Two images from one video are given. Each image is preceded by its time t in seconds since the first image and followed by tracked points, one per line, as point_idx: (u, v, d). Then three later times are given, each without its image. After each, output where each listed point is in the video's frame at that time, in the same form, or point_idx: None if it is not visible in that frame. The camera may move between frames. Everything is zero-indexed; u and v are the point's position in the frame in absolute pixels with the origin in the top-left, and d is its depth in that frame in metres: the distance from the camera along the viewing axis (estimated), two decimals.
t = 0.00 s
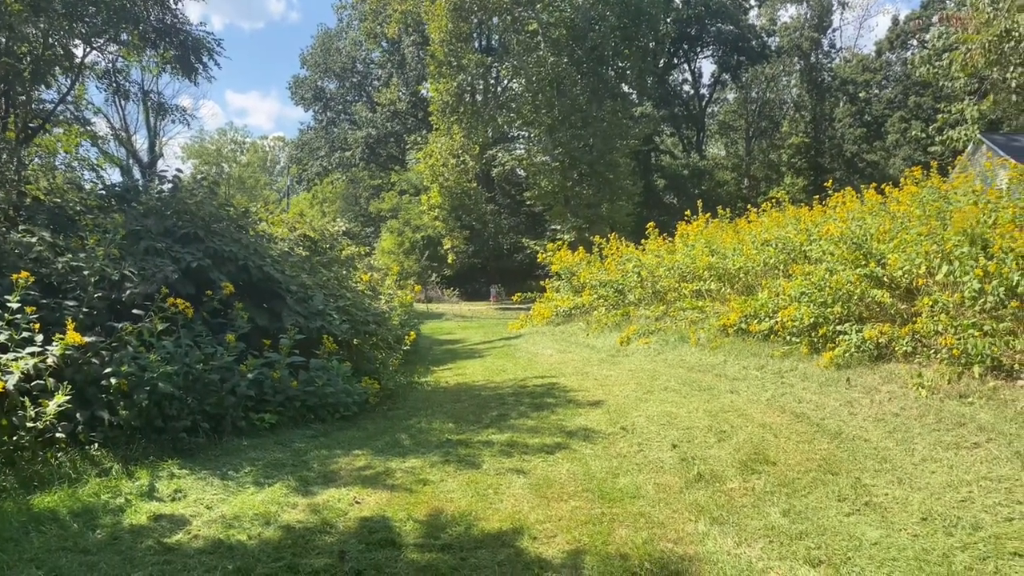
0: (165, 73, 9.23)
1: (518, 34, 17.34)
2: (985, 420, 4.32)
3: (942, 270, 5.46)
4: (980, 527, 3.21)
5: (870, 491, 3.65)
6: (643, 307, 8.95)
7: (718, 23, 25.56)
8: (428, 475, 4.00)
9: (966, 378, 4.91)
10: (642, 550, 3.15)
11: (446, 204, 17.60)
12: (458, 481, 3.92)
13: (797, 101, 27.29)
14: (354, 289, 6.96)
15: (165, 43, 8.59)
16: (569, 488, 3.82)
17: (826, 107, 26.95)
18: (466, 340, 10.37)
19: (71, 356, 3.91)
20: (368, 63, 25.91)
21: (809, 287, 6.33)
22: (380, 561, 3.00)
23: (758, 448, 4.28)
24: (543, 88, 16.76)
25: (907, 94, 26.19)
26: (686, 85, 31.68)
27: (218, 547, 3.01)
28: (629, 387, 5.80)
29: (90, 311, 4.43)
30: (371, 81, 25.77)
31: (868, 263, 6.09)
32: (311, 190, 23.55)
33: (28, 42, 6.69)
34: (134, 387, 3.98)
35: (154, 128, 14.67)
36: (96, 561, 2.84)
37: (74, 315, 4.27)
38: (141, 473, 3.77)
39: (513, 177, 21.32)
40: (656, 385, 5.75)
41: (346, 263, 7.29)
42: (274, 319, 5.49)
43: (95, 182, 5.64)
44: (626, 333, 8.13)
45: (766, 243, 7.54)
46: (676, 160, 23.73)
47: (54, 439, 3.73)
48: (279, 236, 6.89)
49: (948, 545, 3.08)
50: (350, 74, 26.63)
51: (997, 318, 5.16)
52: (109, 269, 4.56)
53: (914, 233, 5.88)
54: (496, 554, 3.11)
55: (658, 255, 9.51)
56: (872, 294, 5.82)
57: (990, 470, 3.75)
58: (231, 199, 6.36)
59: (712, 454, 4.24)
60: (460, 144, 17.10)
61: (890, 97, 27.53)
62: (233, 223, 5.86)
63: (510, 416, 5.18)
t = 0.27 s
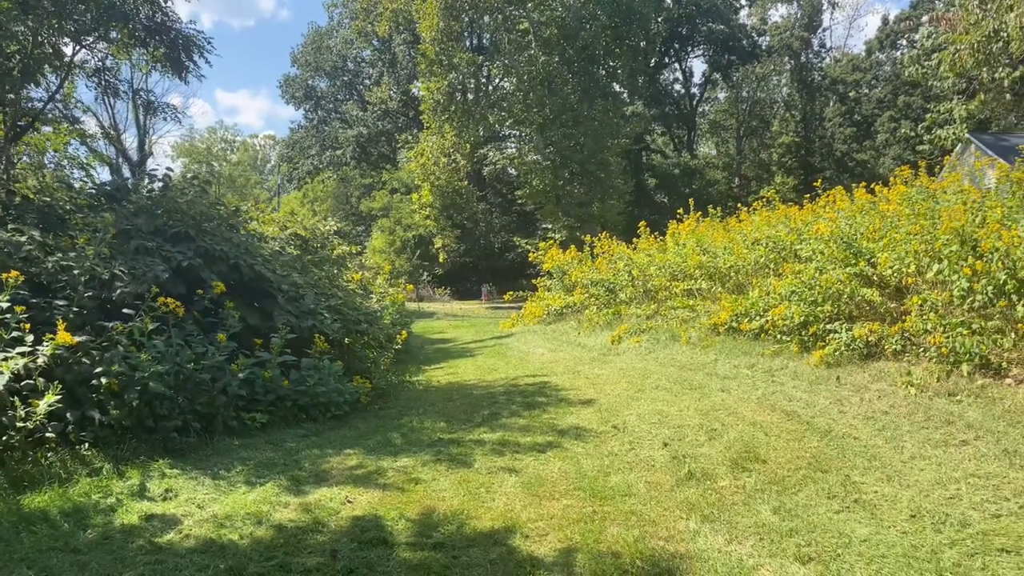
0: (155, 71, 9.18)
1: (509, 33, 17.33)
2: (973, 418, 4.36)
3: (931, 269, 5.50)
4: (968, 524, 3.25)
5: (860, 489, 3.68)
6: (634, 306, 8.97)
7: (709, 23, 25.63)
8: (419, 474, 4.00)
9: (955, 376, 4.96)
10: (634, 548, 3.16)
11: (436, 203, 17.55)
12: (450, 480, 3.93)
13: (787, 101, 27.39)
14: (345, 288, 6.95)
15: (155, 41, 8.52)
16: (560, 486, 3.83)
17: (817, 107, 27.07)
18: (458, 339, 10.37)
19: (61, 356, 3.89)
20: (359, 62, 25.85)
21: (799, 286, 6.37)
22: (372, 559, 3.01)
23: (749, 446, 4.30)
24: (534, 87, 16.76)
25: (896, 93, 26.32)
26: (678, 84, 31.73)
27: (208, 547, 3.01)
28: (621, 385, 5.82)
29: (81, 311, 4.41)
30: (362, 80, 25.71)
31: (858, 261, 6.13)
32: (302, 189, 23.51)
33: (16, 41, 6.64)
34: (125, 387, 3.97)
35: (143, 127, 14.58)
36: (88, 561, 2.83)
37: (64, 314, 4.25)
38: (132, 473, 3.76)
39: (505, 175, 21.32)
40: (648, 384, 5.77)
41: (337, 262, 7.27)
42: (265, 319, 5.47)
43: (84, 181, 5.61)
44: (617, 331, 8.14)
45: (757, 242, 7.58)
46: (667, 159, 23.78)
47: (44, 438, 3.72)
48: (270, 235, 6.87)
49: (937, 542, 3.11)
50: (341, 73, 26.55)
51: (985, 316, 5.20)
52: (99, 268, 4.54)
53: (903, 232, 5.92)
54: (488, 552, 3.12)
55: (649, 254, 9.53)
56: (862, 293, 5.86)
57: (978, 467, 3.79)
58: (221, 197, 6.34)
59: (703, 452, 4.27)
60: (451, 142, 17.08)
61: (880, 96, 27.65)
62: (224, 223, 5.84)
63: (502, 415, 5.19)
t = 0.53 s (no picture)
0: (143, 70, 9.13)
1: (498, 32, 17.33)
2: (958, 417, 4.40)
3: (917, 269, 5.55)
4: (953, 521, 3.29)
5: (847, 487, 3.71)
6: (623, 306, 9.00)
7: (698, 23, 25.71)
8: (409, 474, 4.00)
9: (941, 375, 5.00)
10: (622, 547, 3.18)
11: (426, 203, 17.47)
12: (439, 479, 3.93)
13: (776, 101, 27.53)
14: (334, 287, 6.94)
15: (143, 40, 8.44)
16: (550, 486, 3.84)
17: (805, 107, 27.22)
18: (448, 338, 10.37)
19: (48, 356, 3.88)
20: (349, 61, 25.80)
21: (786, 286, 6.40)
22: (361, 559, 3.01)
23: (737, 445, 4.32)
24: (524, 87, 16.76)
25: (884, 94, 26.49)
26: (667, 84, 31.80)
27: (196, 548, 3.01)
28: (610, 385, 5.84)
29: (68, 311, 4.40)
30: (351, 79, 25.65)
31: (845, 261, 6.17)
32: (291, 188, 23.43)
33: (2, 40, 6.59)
34: (112, 387, 3.95)
35: (131, 126, 14.50)
36: (75, 562, 2.82)
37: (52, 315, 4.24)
38: (119, 473, 3.74)
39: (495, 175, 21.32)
40: (636, 384, 5.78)
41: (327, 262, 7.26)
42: (254, 319, 5.46)
43: (72, 180, 5.58)
44: (606, 331, 8.17)
45: (745, 242, 7.62)
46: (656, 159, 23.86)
47: (31, 439, 3.70)
48: (258, 235, 6.85)
49: (922, 540, 3.14)
50: (330, 72, 26.45)
51: (971, 316, 5.25)
52: (87, 268, 4.52)
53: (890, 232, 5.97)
54: (477, 552, 3.12)
55: (638, 254, 9.56)
56: (849, 293, 5.91)
57: (963, 465, 3.84)
58: (209, 197, 6.32)
59: (691, 451, 4.29)
60: (441, 142, 17.05)
61: (867, 97, 27.83)
62: (213, 222, 5.82)
63: (491, 415, 5.19)
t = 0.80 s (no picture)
0: (128, 70, 9.06)
1: (487, 33, 17.34)
2: (941, 417, 4.45)
3: (902, 270, 5.61)
4: (936, 521, 3.33)
5: (832, 487, 3.75)
6: (612, 306, 9.03)
7: (686, 25, 25.82)
8: (396, 476, 4.00)
9: (925, 375, 5.05)
10: (609, 548, 3.20)
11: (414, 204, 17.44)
12: (427, 481, 3.93)
13: (764, 102, 27.67)
14: (322, 289, 6.92)
15: (128, 39, 8.39)
16: (537, 487, 3.85)
17: (792, 109, 27.39)
18: (436, 340, 10.35)
19: (33, 358, 3.85)
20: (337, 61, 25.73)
21: (773, 287, 6.44)
22: (348, 561, 3.01)
23: (723, 445, 4.35)
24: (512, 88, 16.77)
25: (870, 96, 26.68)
26: (656, 85, 31.88)
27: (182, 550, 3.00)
28: (598, 386, 5.86)
29: (53, 313, 4.37)
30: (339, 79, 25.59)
31: (831, 263, 6.23)
32: (279, 189, 23.34)
33: None
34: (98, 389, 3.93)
35: (117, 126, 14.39)
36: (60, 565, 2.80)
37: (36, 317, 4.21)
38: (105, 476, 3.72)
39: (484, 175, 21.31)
40: (624, 385, 5.80)
41: (314, 264, 7.24)
42: (241, 320, 5.44)
43: (56, 181, 5.54)
44: (594, 332, 8.18)
45: (732, 243, 7.66)
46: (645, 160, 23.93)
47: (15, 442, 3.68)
48: (245, 236, 6.82)
49: (906, 539, 3.18)
50: (318, 72, 26.36)
51: (955, 316, 5.31)
52: (72, 270, 4.49)
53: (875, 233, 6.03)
54: (464, 553, 3.13)
55: (626, 255, 9.59)
56: (835, 294, 5.95)
57: (947, 465, 3.89)
58: (196, 198, 6.29)
59: (678, 451, 4.31)
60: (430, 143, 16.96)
61: (854, 99, 28.04)
62: (199, 224, 5.79)
63: (479, 416, 5.20)
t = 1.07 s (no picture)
0: (113, 69, 8.98)
1: (475, 33, 17.32)
2: (927, 416, 4.48)
3: (888, 270, 5.65)
4: (921, 519, 3.35)
5: (818, 486, 3.77)
6: (600, 306, 9.04)
7: (674, 25, 25.89)
8: (383, 476, 3.99)
9: (911, 374, 5.08)
10: (596, 548, 3.20)
11: (402, 204, 17.37)
12: (413, 482, 3.92)
13: (751, 103, 27.79)
14: (308, 289, 6.88)
15: (113, 37, 8.32)
16: (524, 487, 3.85)
17: (779, 109, 27.53)
18: (424, 340, 10.32)
19: (15, 359, 3.81)
20: (324, 60, 25.64)
21: (759, 286, 6.46)
22: (334, 562, 2.99)
23: (710, 445, 4.35)
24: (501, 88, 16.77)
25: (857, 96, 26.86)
26: (644, 85, 31.95)
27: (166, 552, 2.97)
28: (585, 386, 5.85)
29: (36, 313, 4.33)
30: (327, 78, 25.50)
31: (817, 263, 6.26)
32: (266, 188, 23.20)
33: None
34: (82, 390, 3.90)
35: (102, 125, 14.26)
36: (42, 568, 2.77)
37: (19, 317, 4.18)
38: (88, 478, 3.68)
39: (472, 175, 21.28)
40: (612, 385, 5.81)
41: (300, 264, 7.20)
42: (227, 321, 5.41)
43: (39, 180, 5.48)
44: (582, 332, 8.19)
45: (719, 243, 7.68)
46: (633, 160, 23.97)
47: None
48: (231, 236, 6.78)
49: (892, 537, 3.20)
50: (306, 71, 26.25)
51: (941, 316, 5.34)
52: (55, 270, 4.45)
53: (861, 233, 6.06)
54: (451, 554, 3.12)
55: (614, 255, 9.60)
56: (821, 294, 5.99)
57: (932, 464, 3.92)
58: (181, 198, 6.24)
59: (666, 451, 4.32)
60: (417, 143, 16.95)
61: (840, 100, 28.21)
62: (185, 223, 5.75)
63: (467, 417, 5.19)
